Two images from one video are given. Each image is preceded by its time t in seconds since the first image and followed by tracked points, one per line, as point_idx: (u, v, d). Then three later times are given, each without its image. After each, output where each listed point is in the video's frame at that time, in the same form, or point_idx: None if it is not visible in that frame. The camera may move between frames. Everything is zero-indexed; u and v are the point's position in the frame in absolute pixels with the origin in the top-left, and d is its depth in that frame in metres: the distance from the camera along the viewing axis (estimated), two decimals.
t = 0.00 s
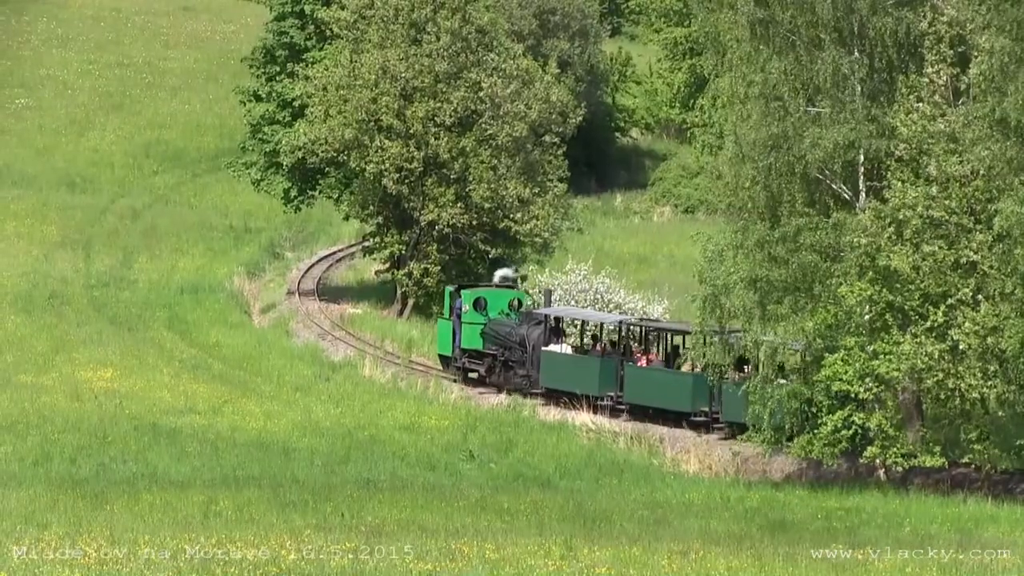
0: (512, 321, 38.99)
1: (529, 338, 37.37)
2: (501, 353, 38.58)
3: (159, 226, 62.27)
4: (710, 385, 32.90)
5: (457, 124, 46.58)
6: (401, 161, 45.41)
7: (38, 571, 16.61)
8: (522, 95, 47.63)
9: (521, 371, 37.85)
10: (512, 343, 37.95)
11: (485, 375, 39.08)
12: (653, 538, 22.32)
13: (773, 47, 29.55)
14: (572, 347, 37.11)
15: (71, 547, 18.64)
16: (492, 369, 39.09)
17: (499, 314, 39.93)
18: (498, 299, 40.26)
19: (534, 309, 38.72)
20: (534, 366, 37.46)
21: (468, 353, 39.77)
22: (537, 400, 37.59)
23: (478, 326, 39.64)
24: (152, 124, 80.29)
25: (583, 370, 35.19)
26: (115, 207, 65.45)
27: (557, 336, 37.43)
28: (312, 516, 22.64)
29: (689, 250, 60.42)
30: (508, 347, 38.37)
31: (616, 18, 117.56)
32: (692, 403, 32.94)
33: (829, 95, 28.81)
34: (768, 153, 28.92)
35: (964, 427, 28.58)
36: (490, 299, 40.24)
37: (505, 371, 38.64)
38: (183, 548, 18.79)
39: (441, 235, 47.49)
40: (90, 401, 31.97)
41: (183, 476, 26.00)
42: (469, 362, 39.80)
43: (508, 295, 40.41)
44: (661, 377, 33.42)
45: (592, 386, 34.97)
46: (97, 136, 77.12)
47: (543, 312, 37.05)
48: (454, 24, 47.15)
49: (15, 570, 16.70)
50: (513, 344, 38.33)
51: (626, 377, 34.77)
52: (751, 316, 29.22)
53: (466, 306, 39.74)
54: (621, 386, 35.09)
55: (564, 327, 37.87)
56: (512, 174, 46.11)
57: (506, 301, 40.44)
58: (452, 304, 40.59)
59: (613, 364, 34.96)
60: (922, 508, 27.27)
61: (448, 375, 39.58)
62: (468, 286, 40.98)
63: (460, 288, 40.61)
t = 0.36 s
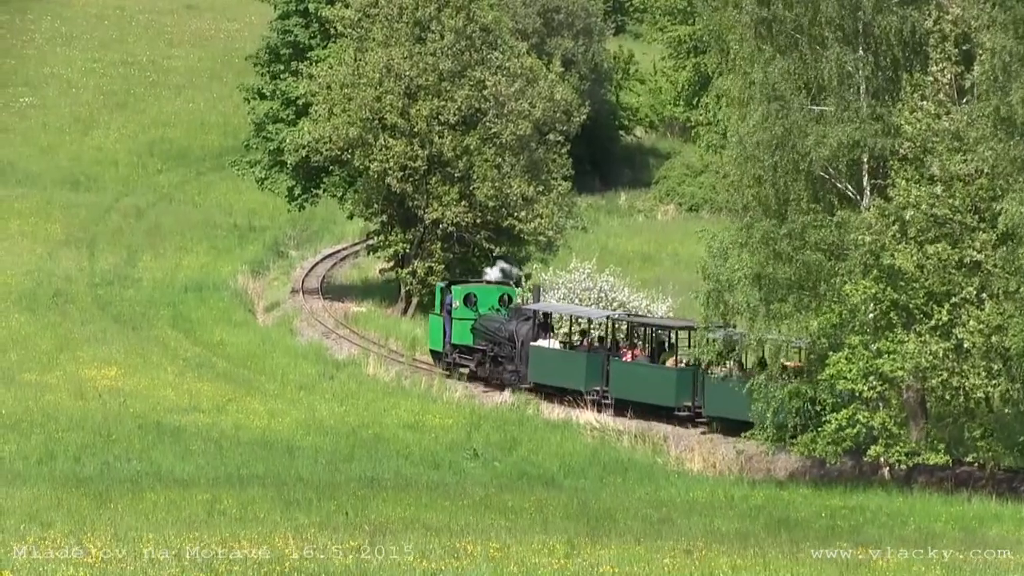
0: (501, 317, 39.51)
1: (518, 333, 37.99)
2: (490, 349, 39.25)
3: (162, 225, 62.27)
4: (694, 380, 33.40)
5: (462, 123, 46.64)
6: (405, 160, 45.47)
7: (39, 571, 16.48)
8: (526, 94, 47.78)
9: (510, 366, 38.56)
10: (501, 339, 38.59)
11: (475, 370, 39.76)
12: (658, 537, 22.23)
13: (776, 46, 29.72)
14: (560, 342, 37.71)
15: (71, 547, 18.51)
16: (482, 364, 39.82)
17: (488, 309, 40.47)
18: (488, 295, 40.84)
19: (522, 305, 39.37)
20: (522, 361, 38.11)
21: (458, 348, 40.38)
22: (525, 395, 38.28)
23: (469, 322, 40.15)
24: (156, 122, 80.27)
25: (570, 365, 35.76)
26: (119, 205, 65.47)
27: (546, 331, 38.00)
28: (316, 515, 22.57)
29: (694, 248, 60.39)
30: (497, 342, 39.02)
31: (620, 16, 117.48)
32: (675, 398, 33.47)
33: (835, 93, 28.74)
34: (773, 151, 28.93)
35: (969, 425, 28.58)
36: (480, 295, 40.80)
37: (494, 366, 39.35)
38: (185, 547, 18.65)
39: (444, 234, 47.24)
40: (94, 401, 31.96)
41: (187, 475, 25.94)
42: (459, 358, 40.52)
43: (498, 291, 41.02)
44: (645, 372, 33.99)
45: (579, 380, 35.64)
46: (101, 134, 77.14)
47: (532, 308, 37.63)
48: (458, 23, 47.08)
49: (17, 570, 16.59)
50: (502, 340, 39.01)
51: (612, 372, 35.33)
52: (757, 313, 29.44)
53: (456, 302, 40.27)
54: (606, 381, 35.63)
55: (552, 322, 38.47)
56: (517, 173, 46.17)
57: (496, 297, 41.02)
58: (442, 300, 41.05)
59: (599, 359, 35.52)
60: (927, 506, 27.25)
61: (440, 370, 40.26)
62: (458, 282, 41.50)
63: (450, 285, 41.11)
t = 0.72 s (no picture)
0: (491, 314, 39.79)
1: (507, 331, 38.31)
2: (480, 346, 39.58)
3: (164, 224, 62.30)
4: (677, 376, 33.94)
5: (465, 122, 46.55)
6: (409, 160, 45.67)
7: (42, 571, 16.44)
8: (528, 94, 47.42)
9: (499, 363, 38.90)
10: (490, 337, 38.89)
11: (464, 367, 40.15)
12: (662, 537, 22.20)
13: (779, 47, 29.86)
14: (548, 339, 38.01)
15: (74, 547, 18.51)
16: (472, 361, 40.16)
17: (479, 307, 40.74)
18: (478, 293, 41.11)
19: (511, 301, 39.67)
20: (511, 358, 38.42)
21: (449, 345, 40.67)
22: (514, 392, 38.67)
23: (459, 319, 40.44)
24: (160, 122, 80.33)
25: (557, 362, 36.09)
26: (122, 205, 65.51)
27: (534, 329, 38.29)
28: (320, 515, 22.54)
29: (698, 248, 60.39)
30: (487, 340, 39.34)
31: (624, 17, 117.56)
32: (659, 394, 34.01)
33: (839, 93, 28.98)
34: (777, 153, 28.99)
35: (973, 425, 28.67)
36: (470, 292, 41.09)
37: (484, 363, 39.68)
38: (186, 547, 18.62)
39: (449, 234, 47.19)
40: (98, 400, 31.97)
41: (190, 474, 25.92)
42: (450, 355, 40.84)
43: (489, 288, 41.28)
44: (629, 368, 34.54)
45: (565, 377, 36.07)
46: (105, 134, 77.20)
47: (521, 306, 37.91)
48: (461, 23, 47.13)
49: (20, 570, 16.54)
50: (492, 337, 39.34)
51: (597, 369, 35.83)
52: (760, 314, 29.43)
53: (447, 299, 40.55)
54: (592, 378, 36.11)
55: (541, 319, 38.81)
56: (520, 172, 46.03)
57: (486, 294, 41.26)
58: (433, 298, 41.37)
59: (586, 357, 35.97)
60: (930, 506, 27.25)
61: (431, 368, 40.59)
62: (449, 279, 41.77)
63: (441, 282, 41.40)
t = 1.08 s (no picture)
0: (477, 311, 40.63)
1: (493, 328, 39.07)
2: (466, 343, 40.31)
3: (164, 224, 62.32)
4: (659, 373, 34.32)
5: (465, 123, 46.54)
6: (410, 160, 45.63)
7: (43, 571, 16.47)
8: (529, 94, 47.41)
9: (485, 360, 39.51)
10: (477, 334, 39.58)
11: (451, 365, 40.72)
12: (662, 538, 22.22)
13: (780, 48, 29.88)
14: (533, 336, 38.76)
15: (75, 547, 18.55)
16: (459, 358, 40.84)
17: (466, 304, 41.67)
18: (466, 291, 42.03)
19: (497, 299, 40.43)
20: (496, 355, 39.14)
21: (436, 342, 41.40)
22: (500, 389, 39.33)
23: (447, 316, 41.30)
24: (161, 122, 80.33)
25: (540, 359, 36.85)
26: (122, 205, 65.52)
27: (519, 327, 39.04)
28: (320, 515, 22.56)
29: (698, 248, 60.39)
30: (474, 337, 40.01)
31: (624, 17, 117.59)
32: (639, 390, 34.37)
33: (839, 94, 28.94)
34: (776, 154, 29.07)
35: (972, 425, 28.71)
36: (457, 290, 42.00)
37: (470, 360, 40.39)
38: (186, 547, 18.66)
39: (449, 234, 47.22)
40: (98, 401, 31.99)
41: (190, 475, 25.93)
42: (437, 353, 41.44)
43: (476, 286, 42.24)
44: (611, 364, 35.02)
45: (548, 373, 36.67)
46: (105, 134, 77.19)
47: (506, 303, 38.71)
48: (462, 23, 47.15)
49: (23, 570, 16.59)
50: (478, 335, 40.08)
51: (580, 366, 36.40)
52: (760, 315, 29.40)
53: (435, 296, 41.48)
54: (575, 375, 36.65)
55: (526, 317, 39.41)
56: (520, 173, 46.00)
57: (473, 293, 42.23)
58: (421, 296, 42.26)
59: (569, 354, 36.51)
60: (929, 507, 27.25)
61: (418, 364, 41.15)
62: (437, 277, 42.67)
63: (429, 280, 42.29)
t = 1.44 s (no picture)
0: (465, 309, 41.07)
1: (479, 327, 39.53)
2: (454, 341, 40.80)
3: (165, 225, 62.36)
4: (640, 371, 34.84)
5: (466, 124, 46.58)
6: (411, 160, 45.67)
7: (45, 571, 16.52)
8: (531, 95, 47.38)
9: (472, 358, 40.00)
10: (464, 333, 40.09)
11: (439, 362, 41.29)
12: (663, 539, 22.26)
13: (780, 49, 29.91)
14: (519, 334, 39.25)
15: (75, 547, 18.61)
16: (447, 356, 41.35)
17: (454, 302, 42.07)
18: (454, 288, 42.40)
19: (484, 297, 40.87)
20: (483, 353, 39.61)
21: (425, 340, 41.84)
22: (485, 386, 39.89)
23: (435, 314, 41.71)
24: (162, 122, 80.35)
25: (526, 357, 37.37)
26: (124, 206, 65.56)
27: (506, 325, 39.51)
28: (321, 516, 22.58)
29: (699, 249, 60.37)
30: (461, 335, 40.50)
31: (625, 18, 117.56)
32: (621, 388, 34.91)
33: (840, 95, 28.99)
34: (777, 155, 29.05)
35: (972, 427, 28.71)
36: (446, 288, 42.31)
37: (458, 358, 40.93)
38: (188, 548, 18.73)
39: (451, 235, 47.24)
40: (99, 402, 32.02)
41: (191, 475, 25.95)
42: (426, 351, 41.87)
43: (465, 284, 42.62)
44: (593, 362, 35.51)
45: (533, 371, 37.23)
46: (106, 135, 77.21)
47: (493, 302, 39.18)
48: (464, 24, 47.14)
49: (24, 570, 16.63)
50: (465, 333, 40.55)
51: (564, 364, 36.98)
52: (761, 316, 29.30)
53: (424, 295, 41.75)
54: (559, 373, 37.26)
55: (513, 315, 39.98)
56: (522, 173, 46.01)
57: (462, 290, 42.62)
58: (410, 293, 42.53)
59: (553, 352, 37.10)
60: (930, 507, 27.25)
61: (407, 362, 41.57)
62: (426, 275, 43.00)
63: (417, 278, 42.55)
